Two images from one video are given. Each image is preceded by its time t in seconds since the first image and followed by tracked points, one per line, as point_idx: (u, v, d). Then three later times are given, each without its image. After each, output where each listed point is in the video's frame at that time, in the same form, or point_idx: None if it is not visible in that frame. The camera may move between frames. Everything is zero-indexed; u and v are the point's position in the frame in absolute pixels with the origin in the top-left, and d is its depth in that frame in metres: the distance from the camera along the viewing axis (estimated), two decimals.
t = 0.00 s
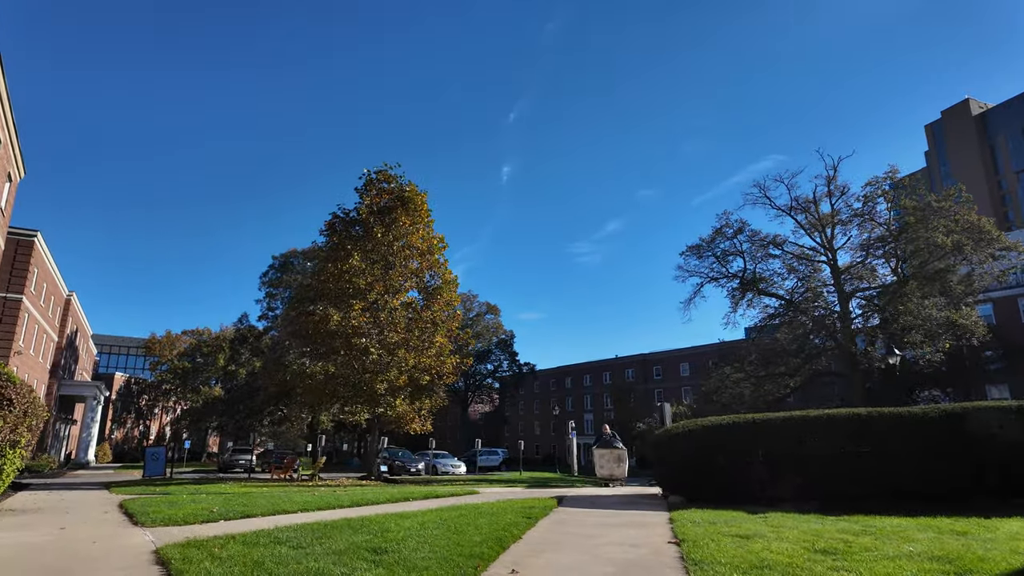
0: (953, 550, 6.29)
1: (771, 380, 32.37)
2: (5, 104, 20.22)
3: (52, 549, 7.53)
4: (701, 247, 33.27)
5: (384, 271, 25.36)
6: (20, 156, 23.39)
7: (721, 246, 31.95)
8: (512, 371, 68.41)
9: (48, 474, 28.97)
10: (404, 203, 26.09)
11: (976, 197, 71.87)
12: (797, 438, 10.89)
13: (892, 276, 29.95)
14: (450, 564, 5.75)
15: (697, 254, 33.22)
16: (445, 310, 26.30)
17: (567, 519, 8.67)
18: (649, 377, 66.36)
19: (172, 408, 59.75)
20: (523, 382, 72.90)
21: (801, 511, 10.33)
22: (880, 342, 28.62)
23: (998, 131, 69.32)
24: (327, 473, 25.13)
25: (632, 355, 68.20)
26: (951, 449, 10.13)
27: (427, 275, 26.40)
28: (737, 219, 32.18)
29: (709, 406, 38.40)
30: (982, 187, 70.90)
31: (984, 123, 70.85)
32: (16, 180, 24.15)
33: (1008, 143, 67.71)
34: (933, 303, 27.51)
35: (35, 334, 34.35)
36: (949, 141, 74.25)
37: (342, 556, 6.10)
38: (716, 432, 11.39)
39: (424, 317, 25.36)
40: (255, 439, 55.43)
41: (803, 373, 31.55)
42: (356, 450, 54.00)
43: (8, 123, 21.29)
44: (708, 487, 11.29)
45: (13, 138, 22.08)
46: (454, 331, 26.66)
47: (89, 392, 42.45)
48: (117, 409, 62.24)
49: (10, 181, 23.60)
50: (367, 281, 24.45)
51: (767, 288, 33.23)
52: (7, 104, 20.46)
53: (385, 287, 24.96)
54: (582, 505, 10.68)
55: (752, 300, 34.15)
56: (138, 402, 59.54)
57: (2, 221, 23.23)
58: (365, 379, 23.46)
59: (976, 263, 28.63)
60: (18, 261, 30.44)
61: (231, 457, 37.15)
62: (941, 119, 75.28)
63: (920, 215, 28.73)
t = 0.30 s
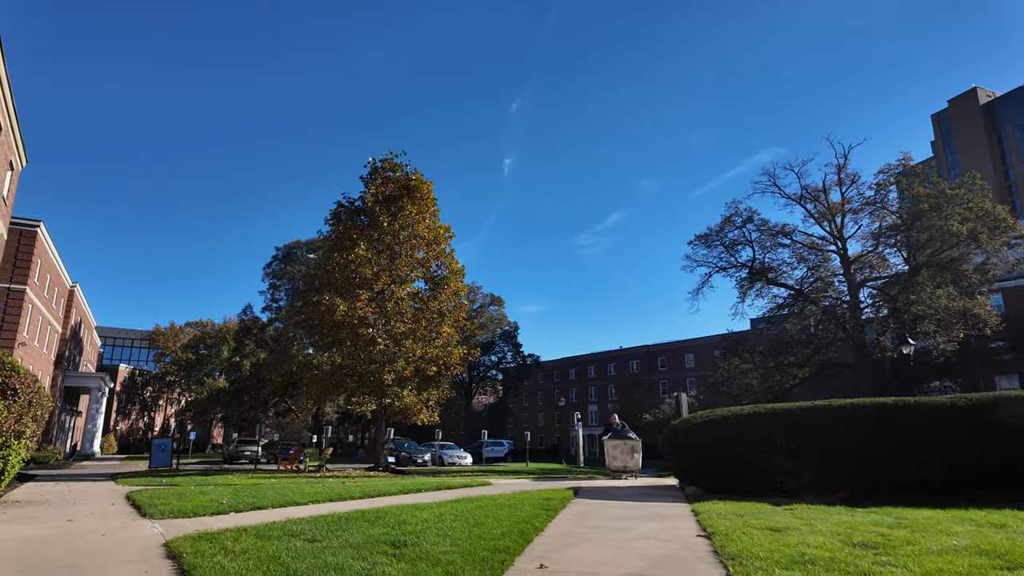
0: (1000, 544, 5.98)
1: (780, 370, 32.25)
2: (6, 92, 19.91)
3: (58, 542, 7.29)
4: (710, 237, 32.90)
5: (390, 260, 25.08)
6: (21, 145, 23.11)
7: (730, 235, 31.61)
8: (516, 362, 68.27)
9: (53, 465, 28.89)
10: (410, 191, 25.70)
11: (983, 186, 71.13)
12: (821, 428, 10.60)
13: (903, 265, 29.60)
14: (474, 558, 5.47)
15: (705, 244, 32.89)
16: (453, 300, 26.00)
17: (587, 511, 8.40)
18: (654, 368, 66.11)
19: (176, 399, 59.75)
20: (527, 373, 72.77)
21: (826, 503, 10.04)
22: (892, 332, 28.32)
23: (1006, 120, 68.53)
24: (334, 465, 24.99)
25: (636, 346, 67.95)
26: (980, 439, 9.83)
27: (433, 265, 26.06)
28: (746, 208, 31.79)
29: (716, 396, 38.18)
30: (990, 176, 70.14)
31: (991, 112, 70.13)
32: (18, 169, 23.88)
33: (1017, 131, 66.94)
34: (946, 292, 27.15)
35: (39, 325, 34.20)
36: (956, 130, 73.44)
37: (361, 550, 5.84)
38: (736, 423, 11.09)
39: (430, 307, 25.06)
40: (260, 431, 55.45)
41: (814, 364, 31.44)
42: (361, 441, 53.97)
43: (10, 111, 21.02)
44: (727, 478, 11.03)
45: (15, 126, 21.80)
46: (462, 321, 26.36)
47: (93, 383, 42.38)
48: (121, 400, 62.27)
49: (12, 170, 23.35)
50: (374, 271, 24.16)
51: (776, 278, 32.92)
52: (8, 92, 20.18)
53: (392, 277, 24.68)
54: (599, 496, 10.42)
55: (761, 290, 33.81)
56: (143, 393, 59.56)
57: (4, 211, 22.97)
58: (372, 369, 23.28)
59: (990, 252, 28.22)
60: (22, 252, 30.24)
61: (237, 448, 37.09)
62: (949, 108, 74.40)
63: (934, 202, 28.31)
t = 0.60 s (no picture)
0: None
1: (798, 365, 31.85)
2: (17, 86, 19.77)
3: (72, 546, 7.02)
4: (725, 230, 32.39)
5: (403, 254, 24.79)
6: (33, 140, 22.99)
7: (746, 228, 31.11)
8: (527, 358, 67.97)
9: (68, 462, 28.97)
10: (422, 184, 25.36)
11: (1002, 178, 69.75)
12: (856, 425, 10.16)
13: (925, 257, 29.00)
14: (509, 567, 5.12)
15: (721, 236, 32.40)
16: (466, 294, 25.64)
17: (618, 513, 8.03)
18: (666, 363, 65.54)
19: (189, 395, 59.98)
20: (538, 369, 72.47)
21: (862, 503, 9.63)
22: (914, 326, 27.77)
23: None
24: (348, 461, 24.88)
25: (648, 342, 67.41)
26: None
27: (446, 259, 25.70)
28: (762, 200, 31.25)
29: (732, 391, 37.67)
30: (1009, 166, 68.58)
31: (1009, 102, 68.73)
32: (29, 165, 23.82)
33: None
34: (970, 285, 26.50)
35: (53, 321, 34.28)
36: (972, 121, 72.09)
37: (387, 557, 5.52)
38: (768, 420, 10.71)
39: (444, 302, 24.74)
40: (273, 426, 55.55)
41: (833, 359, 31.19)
42: (372, 437, 53.97)
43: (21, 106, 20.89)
44: (757, 477, 10.69)
45: (26, 121, 21.68)
46: (475, 316, 26.01)
47: (108, 379, 42.51)
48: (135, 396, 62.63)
49: (23, 166, 23.25)
50: (386, 266, 23.89)
51: (794, 271, 32.42)
52: (18, 87, 20.01)
53: (404, 272, 24.42)
54: (626, 496, 10.05)
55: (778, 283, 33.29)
56: (156, 389, 59.90)
57: (16, 207, 22.92)
58: (385, 365, 23.07)
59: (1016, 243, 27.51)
60: (35, 248, 30.22)
61: (250, 444, 37.09)
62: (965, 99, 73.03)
63: (959, 193, 27.61)
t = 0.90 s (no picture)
0: None
1: (837, 362, 30.84)
2: (53, 91, 20.04)
3: (109, 545, 6.89)
4: (758, 223, 31.58)
5: (430, 251, 24.62)
6: (68, 144, 23.37)
7: (781, 221, 30.29)
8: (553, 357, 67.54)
9: (106, 460, 29.51)
10: (449, 181, 25.10)
11: None
12: (914, 424, 9.52)
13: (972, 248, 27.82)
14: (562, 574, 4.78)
15: (755, 230, 31.68)
16: (494, 292, 25.34)
17: (667, 515, 7.64)
18: (695, 361, 64.52)
19: (221, 395, 60.88)
20: (564, 367, 71.98)
21: (924, 505, 9.08)
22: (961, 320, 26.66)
23: None
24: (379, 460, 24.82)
25: (677, 340, 66.41)
26: None
27: (473, 257, 25.42)
28: (797, 192, 30.39)
29: (766, 389, 36.74)
30: None
31: None
32: (65, 168, 24.21)
33: None
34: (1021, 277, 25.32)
35: (90, 323, 34.98)
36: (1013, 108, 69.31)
37: (431, 561, 5.21)
38: (819, 418, 10.08)
39: (472, 299, 24.49)
40: (302, 425, 56.08)
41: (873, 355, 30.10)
42: (400, 436, 54.14)
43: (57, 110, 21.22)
44: (810, 478, 10.09)
45: (62, 125, 22.00)
46: (504, 314, 25.69)
47: (142, 379, 43.31)
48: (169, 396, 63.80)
49: (60, 169, 23.66)
50: (414, 263, 23.73)
51: (831, 265, 31.50)
52: (54, 91, 20.33)
53: (432, 269, 24.24)
54: (671, 497, 9.65)
55: (814, 278, 32.37)
56: (189, 389, 60.96)
57: (53, 210, 23.30)
58: (415, 363, 22.93)
59: None
60: (72, 251, 30.81)
61: (281, 443, 37.41)
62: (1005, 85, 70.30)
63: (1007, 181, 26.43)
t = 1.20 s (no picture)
0: None
1: (863, 358, 30.08)
2: (72, 90, 20.06)
3: (126, 549, 6.67)
4: (782, 217, 31.01)
5: (447, 247, 24.36)
6: (87, 143, 23.44)
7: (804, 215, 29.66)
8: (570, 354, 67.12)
9: (127, 459, 29.66)
10: (466, 176, 24.81)
11: None
12: (961, 421, 9.06)
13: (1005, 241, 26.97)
14: None
15: (777, 224, 31.10)
16: (512, 288, 25.01)
17: (704, 518, 7.26)
18: (714, 358, 63.77)
19: (239, 393, 61.25)
20: (581, 365, 71.50)
21: (974, 508, 8.60)
22: (993, 314, 25.86)
23: None
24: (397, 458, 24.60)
25: (695, 337, 65.66)
26: None
27: (491, 253, 25.11)
28: (821, 184, 29.74)
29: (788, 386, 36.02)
30: None
31: None
32: (85, 168, 24.31)
33: None
34: None
35: (110, 322, 35.23)
36: None
37: (463, 568, 4.90)
38: (859, 415, 9.64)
39: (490, 296, 24.18)
40: (320, 424, 56.23)
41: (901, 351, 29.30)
42: (417, 434, 54.07)
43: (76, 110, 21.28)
44: (851, 480, 9.61)
45: (81, 124, 22.03)
46: (523, 311, 25.33)
47: (162, 378, 43.61)
48: (188, 395, 64.34)
49: (79, 168, 23.74)
50: (432, 260, 23.48)
51: (856, 259, 30.78)
52: (73, 90, 20.36)
53: (450, 266, 24.00)
54: (704, 498, 9.25)
55: (839, 271, 31.67)
56: (208, 387, 61.48)
57: (73, 209, 23.38)
58: (433, 361, 22.71)
59: None
60: (92, 251, 30.99)
61: (299, 441, 37.47)
62: None
63: None
